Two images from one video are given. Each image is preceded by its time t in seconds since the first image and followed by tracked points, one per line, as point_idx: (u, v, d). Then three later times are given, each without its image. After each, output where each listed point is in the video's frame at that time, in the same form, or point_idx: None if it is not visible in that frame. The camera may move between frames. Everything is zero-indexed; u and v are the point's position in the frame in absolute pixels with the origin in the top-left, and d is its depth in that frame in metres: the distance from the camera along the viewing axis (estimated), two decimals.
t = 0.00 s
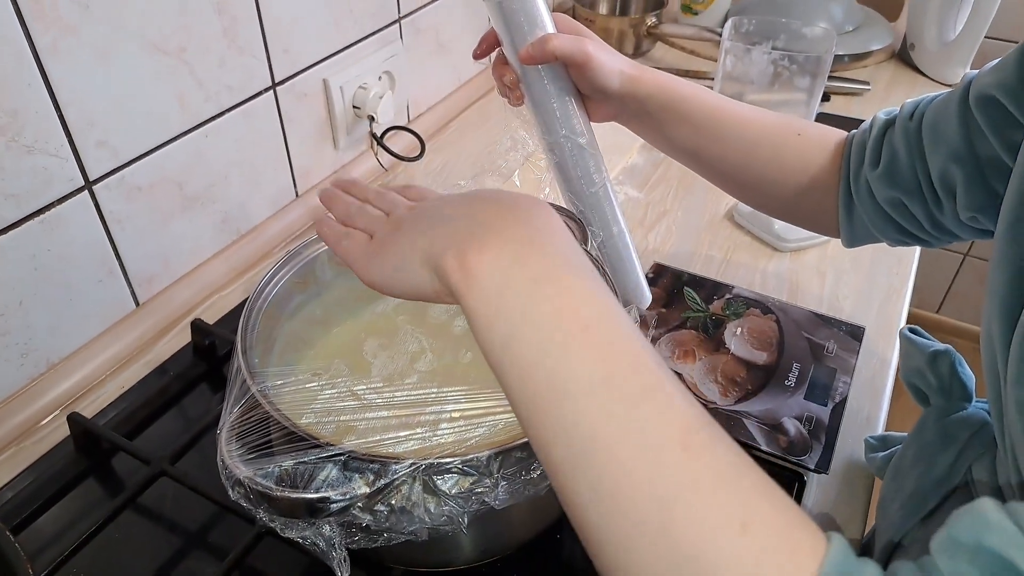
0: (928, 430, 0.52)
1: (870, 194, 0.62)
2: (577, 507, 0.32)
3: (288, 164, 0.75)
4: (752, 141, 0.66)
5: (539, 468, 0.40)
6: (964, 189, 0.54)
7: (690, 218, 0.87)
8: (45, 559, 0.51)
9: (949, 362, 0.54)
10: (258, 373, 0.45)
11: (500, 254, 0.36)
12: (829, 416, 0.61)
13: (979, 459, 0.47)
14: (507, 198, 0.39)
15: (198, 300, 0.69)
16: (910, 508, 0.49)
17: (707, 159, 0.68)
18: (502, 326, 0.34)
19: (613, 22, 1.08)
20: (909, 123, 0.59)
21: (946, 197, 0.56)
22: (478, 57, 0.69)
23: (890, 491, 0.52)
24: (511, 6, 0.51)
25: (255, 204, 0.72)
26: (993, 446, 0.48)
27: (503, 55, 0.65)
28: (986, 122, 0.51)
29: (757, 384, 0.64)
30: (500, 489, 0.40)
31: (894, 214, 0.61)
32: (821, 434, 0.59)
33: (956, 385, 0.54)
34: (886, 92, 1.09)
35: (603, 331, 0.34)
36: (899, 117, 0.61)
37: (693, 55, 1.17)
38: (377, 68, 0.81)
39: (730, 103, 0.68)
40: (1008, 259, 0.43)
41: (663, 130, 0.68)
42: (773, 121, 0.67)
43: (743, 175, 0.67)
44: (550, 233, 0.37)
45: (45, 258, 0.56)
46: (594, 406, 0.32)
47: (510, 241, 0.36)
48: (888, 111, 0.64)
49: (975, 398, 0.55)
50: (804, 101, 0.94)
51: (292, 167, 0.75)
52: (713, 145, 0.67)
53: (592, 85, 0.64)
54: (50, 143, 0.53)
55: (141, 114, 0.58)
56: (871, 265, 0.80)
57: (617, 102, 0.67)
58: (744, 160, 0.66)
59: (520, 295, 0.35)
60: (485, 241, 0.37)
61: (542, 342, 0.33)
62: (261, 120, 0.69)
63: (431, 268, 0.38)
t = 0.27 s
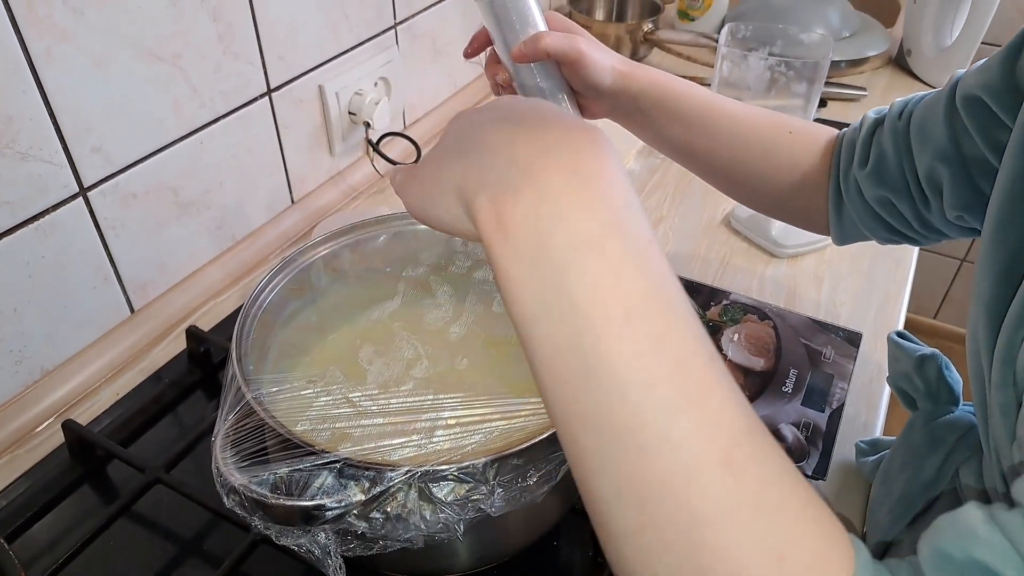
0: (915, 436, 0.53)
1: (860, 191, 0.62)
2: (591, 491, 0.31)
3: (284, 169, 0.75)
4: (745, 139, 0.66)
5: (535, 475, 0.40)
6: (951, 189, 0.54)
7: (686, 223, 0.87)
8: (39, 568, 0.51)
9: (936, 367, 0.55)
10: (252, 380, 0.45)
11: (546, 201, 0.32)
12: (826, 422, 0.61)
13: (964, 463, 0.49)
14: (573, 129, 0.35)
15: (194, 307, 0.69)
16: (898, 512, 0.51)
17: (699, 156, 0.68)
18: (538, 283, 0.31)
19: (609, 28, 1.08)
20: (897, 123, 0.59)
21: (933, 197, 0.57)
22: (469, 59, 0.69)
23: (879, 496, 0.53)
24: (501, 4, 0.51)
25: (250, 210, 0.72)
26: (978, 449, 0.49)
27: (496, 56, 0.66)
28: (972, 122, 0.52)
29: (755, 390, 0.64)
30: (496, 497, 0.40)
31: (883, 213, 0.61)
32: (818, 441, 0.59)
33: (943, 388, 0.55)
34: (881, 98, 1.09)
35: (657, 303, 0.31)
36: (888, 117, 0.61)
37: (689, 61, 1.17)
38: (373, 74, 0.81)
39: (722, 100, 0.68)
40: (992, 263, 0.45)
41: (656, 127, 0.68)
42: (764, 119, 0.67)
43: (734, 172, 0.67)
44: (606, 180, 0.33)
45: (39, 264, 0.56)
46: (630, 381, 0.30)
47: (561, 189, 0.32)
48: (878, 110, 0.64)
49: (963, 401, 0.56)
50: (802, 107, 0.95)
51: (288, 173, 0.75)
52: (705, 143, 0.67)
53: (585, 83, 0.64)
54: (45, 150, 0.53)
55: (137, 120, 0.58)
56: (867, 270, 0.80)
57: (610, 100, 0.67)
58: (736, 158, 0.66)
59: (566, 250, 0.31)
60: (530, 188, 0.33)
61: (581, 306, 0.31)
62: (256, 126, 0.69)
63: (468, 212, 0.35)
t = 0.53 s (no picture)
0: (919, 440, 0.53)
1: (859, 199, 0.62)
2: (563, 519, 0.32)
3: (284, 171, 0.74)
4: (743, 144, 0.66)
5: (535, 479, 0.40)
6: (951, 194, 0.54)
7: (687, 227, 0.87)
8: (36, 569, 0.51)
9: (937, 368, 0.55)
10: (251, 382, 0.44)
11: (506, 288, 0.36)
12: (828, 427, 0.60)
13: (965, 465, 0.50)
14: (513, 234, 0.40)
15: (193, 308, 0.68)
16: (899, 513, 0.51)
17: (698, 163, 0.67)
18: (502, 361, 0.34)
19: (609, 31, 1.08)
20: (896, 128, 0.59)
21: (934, 202, 0.57)
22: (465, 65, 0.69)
23: (879, 498, 0.53)
24: (503, 12, 0.51)
25: (249, 212, 0.72)
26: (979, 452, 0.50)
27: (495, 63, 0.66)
28: (971, 127, 0.52)
29: (756, 394, 0.63)
30: (497, 501, 0.40)
31: (883, 219, 0.61)
32: (820, 445, 0.59)
33: (943, 390, 0.55)
34: (883, 102, 1.09)
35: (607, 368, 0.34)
36: (887, 123, 0.61)
37: (690, 64, 1.16)
38: (373, 76, 0.81)
39: (721, 106, 0.67)
40: (989, 269, 0.45)
41: (655, 133, 0.67)
42: (764, 125, 0.67)
43: (734, 179, 0.67)
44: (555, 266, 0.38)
45: (39, 265, 0.55)
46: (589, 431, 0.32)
47: (517, 274, 0.37)
48: (876, 116, 0.63)
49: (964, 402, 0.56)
50: (804, 111, 0.94)
51: (288, 175, 0.75)
52: (704, 149, 0.66)
53: (582, 89, 0.63)
54: (45, 151, 0.53)
55: (137, 121, 0.58)
56: (868, 275, 0.80)
57: (609, 106, 0.67)
58: (735, 164, 0.66)
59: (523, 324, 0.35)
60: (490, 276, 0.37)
61: (543, 375, 0.34)
62: (256, 127, 0.69)
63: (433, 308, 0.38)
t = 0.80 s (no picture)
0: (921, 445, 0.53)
1: (862, 200, 0.61)
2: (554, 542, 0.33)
3: (285, 171, 0.74)
4: (745, 146, 0.65)
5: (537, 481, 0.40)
6: (954, 196, 0.54)
7: (689, 229, 0.87)
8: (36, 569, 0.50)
9: (940, 373, 0.55)
10: (252, 383, 0.44)
11: (507, 348, 0.35)
12: (831, 430, 0.60)
13: (968, 471, 0.52)
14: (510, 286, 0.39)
15: (194, 308, 0.68)
16: (900, 517, 0.52)
17: (700, 163, 0.67)
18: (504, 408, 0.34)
19: (611, 33, 1.08)
20: (898, 130, 0.59)
21: (936, 204, 0.57)
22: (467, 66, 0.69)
23: (879, 501, 0.53)
24: (505, 11, 0.52)
25: (251, 213, 0.72)
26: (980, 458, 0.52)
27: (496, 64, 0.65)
28: (972, 129, 0.52)
29: (758, 397, 0.63)
30: (498, 502, 0.40)
31: (885, 221, 0.61)
32: (822, 448, 0.59)
33: (945, 395, 0.55)
34: (885, 105, 1.09)
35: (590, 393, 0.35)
36: (889, 124, 0.60)
37: (692, 65, 1.16)
38: (375, 76, 0.81)
39: (724, 106, 0.67)
40: (991, 272, 0.45)
41: (657, 133, 0.67)
42: (766, 126, 0.66)
43: (736, 179, 0.66)
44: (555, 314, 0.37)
45: (40, 265, 0.55)
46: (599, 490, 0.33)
47: (520, 332, 0.36)
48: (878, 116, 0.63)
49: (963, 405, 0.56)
50: (806, 113, 0.94)
51: (289, 176, 0.75)
52: (705, 150, 0.66)
53: (583, 90, 0.63)
54: (47, 150, 0.53)
55: (139, 121, 0.58)
56: (870, 278, 0.79)
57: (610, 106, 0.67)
58: (737, 165, 0.66)
59: (527, 389, 0.35)
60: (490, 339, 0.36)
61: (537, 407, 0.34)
62: (257, 127, 0.69)
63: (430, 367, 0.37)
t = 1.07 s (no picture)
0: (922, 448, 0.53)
1: (861, 201, 0.62)
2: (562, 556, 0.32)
3: (286, 173, 0.74)
4: (744, 148, 0.65)
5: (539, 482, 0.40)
6: (953, 199, 0.54)
7: (690, 230, 0.87)
8: (37, 570, 0.50)
9: (942, 380, 0.55)
10: (253, 384, 0.44)
11: (495, 334, 0.35)
12: (832, 432, 0.60)
13: (972, 479, 0.50)
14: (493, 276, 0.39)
15: (194, 310, 0.68)
16: (903, 525, 0.52)
17: (698, 165, 0.67)
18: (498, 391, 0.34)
19: (612, 34, 1.08)
20: (899, 132, 0.59)
21: (936, 207, 0.56)
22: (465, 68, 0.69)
23: (882, 508, 0.53)
24: (503, 15, 0.51)
25: (252, 214, 0.72)
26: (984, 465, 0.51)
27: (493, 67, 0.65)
28: (973, 132, 0.52)
29: (759, 399, 0.63)
30: (500, 503, 0.40)
31: (884, 223, 0.61)
32: (824, 450, 0.59)
33: (949, 402, 0.55)
34: (887, 106, 1.09)
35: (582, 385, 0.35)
36: (890, 126, 0.60)
37: (693, 67, 1.16)
38: (375, 77, 0.81)
39: (722, 108, 0.67)
40: (995, 279, 0.45)
41: (655, 135, 0.67)
42: (765, 127, 0.66)
43: (735, 181, 0.66)
44: (534, 307, 0.37)
45: (41, 265, 0.55)
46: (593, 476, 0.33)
47: (506, 322, 0.36)
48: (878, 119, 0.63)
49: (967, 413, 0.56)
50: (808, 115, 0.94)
51: (290, 177, 0.75)
52: (704, 152, 0.66)
53: (581, 93, 0.63)
54: (48, 151, 0.53)
55: (141, 122, 0.58)
56: (870, 280, 0.79)
57: (608, 108, 0.67)
58: (736, 167, 0.66)
59: (510, 380, 0.34)
60: (479, 325, 0.36)
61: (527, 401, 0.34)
62: (258, 128, 0.69)
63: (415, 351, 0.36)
